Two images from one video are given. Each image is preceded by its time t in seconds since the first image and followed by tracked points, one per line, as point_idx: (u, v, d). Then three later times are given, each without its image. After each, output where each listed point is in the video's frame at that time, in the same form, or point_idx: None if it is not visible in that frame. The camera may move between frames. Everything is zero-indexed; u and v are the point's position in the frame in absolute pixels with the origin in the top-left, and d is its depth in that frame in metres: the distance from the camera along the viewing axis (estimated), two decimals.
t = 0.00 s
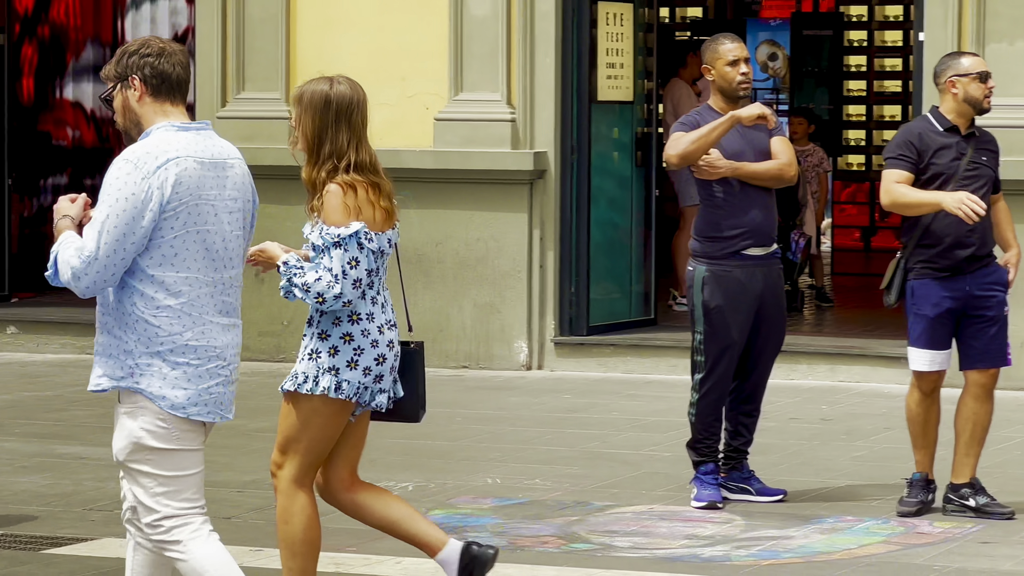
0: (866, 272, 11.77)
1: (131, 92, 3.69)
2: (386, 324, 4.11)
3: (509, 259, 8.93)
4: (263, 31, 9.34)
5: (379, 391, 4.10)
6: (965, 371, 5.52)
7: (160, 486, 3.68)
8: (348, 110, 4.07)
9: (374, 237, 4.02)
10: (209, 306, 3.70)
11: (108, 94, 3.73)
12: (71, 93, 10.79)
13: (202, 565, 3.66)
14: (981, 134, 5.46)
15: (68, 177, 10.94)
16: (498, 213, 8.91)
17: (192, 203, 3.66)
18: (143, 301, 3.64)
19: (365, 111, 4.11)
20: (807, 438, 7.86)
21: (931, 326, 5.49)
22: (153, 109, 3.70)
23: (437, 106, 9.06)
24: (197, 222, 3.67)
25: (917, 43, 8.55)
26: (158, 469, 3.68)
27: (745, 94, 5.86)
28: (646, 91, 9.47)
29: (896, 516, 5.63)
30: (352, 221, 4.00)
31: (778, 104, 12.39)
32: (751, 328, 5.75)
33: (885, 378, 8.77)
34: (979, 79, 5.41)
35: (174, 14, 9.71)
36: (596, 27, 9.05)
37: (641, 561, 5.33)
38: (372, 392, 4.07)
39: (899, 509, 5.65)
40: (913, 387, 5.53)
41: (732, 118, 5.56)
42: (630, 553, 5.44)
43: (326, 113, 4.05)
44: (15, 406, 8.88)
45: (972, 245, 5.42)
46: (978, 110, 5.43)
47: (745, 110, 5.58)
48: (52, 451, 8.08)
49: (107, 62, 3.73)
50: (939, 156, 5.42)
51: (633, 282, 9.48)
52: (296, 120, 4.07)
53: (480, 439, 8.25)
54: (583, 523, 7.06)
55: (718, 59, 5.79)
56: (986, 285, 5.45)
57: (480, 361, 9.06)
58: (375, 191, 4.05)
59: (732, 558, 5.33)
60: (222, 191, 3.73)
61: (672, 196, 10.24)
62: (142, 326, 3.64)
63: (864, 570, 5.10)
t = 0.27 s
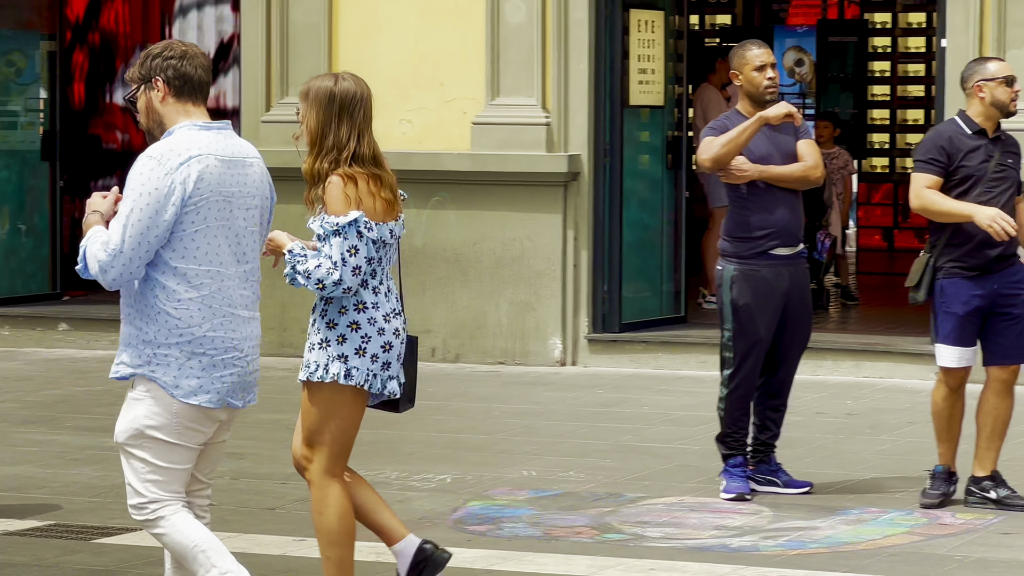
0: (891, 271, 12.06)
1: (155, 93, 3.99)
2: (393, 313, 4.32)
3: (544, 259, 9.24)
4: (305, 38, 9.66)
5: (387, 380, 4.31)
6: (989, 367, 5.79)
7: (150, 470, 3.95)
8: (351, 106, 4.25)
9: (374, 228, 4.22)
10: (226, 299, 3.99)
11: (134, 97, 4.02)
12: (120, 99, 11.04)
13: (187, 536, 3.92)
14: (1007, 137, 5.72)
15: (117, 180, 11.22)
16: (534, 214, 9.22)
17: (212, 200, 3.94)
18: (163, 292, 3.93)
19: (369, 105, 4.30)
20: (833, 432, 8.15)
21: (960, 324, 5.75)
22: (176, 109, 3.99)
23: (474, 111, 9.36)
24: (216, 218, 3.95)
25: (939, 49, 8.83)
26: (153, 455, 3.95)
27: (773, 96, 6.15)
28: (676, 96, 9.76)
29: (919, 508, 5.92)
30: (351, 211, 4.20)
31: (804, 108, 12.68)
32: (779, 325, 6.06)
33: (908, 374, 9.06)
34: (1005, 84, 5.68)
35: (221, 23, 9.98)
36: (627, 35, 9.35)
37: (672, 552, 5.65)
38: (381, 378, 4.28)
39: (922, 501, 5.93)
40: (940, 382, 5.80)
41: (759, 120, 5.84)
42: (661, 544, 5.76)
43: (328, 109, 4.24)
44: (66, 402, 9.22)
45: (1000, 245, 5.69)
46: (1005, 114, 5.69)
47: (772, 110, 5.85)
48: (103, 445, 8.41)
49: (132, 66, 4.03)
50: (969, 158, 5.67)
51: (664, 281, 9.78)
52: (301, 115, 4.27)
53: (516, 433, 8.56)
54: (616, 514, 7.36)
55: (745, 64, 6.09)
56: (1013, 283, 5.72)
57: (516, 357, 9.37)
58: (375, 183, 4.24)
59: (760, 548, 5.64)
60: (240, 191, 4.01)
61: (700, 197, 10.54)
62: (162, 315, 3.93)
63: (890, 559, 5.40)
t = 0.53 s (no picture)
0: (920, 270, 12.39)
1: (181, 93, 4.38)
2: (400, 307, 4.54)
3: (584, 258, 9.60)
4: (354, 45, 10.02)
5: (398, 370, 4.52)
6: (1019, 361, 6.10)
7: (154, 446, 4.33)
8: (363, 109, 4.49)
9: (376, 221, 4.44)
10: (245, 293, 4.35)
11: (162, 97, 4.42)
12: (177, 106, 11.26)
13: (183, 504, 4.32)
14: None
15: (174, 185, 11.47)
16: (576, 214, 9.58)
17: (236, 199, 4.31)
18: (189, 285, 4.29)
19: (380, 109, 4.54)
20: (863, 425, 8.50)
21: (995, 322, 6.05)
22: (201, 109, 4.38)
23: (517, 115, 9.73)
24: (239, 217, 4.32)
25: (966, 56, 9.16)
26: (159, 432, 4.33)
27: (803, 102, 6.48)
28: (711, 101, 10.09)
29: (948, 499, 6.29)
30: (355, 204, 4.42)
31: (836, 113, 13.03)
32: (811, 322, 6.41)
33: (937, 370, 9.40)
34: None
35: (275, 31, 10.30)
36: (664, 42, 9.70)
37: (708, 541, 6.01)
38: (391, 367, 4.49)
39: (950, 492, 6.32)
40: (974, 378, 6.09)
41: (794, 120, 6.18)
42: (698, 532, 6.13)
43: (340, 111, 4.49)
44: (125, 398, 9.61)
45: None
46: None
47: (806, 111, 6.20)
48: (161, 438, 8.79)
49: (160, 69, 4.42)
50: (1003, 161, 5.99)
51: (701, 279, 10.13)
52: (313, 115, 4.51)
53: (558, 426, 8.92)
54: (655, 503, 7.72)
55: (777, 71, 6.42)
56: None
57: (558, 353, 9.72)
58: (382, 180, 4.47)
59: (793, 537, 6.00)
60: (262, 191, 4.38)
61: (734, 200, 10.89)
62: (187, 305, 4.30)
63: (919, 547, 5.76)
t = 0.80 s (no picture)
0: (943, 270, 12.63)
1: (198, 96, 4.37)
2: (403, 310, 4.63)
3: (614, 258, 9.85)
4: (389, 51, 10.30)
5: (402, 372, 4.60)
6: None
7: (165, 427, 4.34)
8: (367, 117, 4.59)
9: (377, 228, 4.55)
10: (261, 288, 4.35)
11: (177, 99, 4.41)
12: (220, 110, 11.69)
13: (179, 496, 4.32)
14: None
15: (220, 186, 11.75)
16: (605, 215, 9.84)
17: (254, 198, 4.31)
18: (206, 281, 4.29)
19: (385, 118, 4.63)
20: (887, 421, 8.74)
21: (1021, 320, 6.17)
22: (218, 111, 4.38)
23: (549, 119, 9.99)
24: (257, 214, 4.32)
25: (987, 61, 9.40)
26: (171, 414, 4.33)
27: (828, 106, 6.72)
28: (738, 105, 10.37)
29: (968, 493, 6.57)
30: (358, 211, 4.53)
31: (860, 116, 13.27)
32: (836, 319, 6.66)
33: (958, 367, 9.64)
34: None
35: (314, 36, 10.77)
36: (693, 48, 9.96)
37: (736, 534, 6.26)
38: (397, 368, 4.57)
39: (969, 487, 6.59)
40: (1000, 375, 6.21)
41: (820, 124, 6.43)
42: (726, 526, 6.38)
43: (346, 119, 4.59)
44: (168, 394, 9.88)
45: None
46: None
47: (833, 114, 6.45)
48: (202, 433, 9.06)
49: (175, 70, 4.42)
50: None
51: (728, 278, 10.39)
52: (319, 125, 4.62)
53: (590, 422, 9.17)
54: (683, 497, 7.97)
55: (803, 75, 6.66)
56: None
57: (589, 350, 9.97)
58: (384, 187, 4.57)
59: (819, 530, 6.25)
60: (279, 187, 4.38)
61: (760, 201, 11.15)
62: (204, 301, 4.30)
63: (942, 541, 6.01)
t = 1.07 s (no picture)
0: (965, 268, 12.79)
1: (206, 98, 4.38)
2: (400, 316, 4.80)
3: (642, 256, 10.01)
4: (421, 51, 10.47)
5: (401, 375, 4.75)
6: None
7: (175, 421, 4.33)
8: (367, 127, 4.75)
9: (376, 235, 4.72)
10: (273, 285, 4.34)
11: (186, 102, 4.42)
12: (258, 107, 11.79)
13: (169, 501, 4.33)
14: None
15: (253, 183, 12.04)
16: (633, 215, 10.00)
17: (265, 195, 4.30)
18: (218, 280, 4.28)
19: (383, 128, 4.79)
20: (910, 417, 8.90)
21: None
22: (227, 113, 4.38)
23: (578, 119, 10.16)
24: (267, 212, 4.31)
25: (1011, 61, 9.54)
26: (180, 409, 4.33)
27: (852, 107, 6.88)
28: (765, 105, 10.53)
29: (992, 487, 6.73)
30: (356, 218, 4.70)
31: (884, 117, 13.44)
32: (861, 317, 6.81)
33: (982, 363, 9.78)
34: None
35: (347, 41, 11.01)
36: (720, 49, 10.12)
37: (762, 527, 6.43)
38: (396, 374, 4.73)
39: (993, 481, 6.75)
40: None
41: (848, 122, 6.60)
42: (752, 519, 6.55)
43: (346, 130, 4.75)
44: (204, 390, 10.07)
45: None
46: None
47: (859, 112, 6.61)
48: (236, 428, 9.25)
49: (185, 73, 4.42)
50: None
51: (754, 277, 10.55)
52: (321, 135, 4.77)
53: (619, 417, 9.34)
54: (710, 491, 8.14)
55: (827, 76, 6.83)
56: None
57: (617, 346, 10.14)
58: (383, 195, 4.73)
59: (843, 523, 6.41)
60: (288, 184, 4.38)
61: (786, 200, 11.33)
62: (215, 300, 4.28)
63: (965, 534, 6.17)
